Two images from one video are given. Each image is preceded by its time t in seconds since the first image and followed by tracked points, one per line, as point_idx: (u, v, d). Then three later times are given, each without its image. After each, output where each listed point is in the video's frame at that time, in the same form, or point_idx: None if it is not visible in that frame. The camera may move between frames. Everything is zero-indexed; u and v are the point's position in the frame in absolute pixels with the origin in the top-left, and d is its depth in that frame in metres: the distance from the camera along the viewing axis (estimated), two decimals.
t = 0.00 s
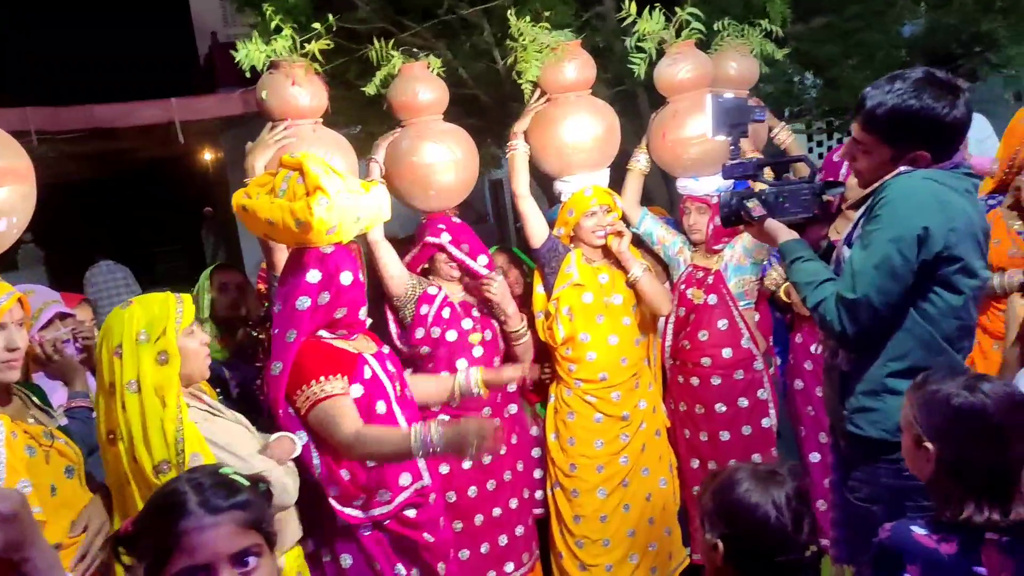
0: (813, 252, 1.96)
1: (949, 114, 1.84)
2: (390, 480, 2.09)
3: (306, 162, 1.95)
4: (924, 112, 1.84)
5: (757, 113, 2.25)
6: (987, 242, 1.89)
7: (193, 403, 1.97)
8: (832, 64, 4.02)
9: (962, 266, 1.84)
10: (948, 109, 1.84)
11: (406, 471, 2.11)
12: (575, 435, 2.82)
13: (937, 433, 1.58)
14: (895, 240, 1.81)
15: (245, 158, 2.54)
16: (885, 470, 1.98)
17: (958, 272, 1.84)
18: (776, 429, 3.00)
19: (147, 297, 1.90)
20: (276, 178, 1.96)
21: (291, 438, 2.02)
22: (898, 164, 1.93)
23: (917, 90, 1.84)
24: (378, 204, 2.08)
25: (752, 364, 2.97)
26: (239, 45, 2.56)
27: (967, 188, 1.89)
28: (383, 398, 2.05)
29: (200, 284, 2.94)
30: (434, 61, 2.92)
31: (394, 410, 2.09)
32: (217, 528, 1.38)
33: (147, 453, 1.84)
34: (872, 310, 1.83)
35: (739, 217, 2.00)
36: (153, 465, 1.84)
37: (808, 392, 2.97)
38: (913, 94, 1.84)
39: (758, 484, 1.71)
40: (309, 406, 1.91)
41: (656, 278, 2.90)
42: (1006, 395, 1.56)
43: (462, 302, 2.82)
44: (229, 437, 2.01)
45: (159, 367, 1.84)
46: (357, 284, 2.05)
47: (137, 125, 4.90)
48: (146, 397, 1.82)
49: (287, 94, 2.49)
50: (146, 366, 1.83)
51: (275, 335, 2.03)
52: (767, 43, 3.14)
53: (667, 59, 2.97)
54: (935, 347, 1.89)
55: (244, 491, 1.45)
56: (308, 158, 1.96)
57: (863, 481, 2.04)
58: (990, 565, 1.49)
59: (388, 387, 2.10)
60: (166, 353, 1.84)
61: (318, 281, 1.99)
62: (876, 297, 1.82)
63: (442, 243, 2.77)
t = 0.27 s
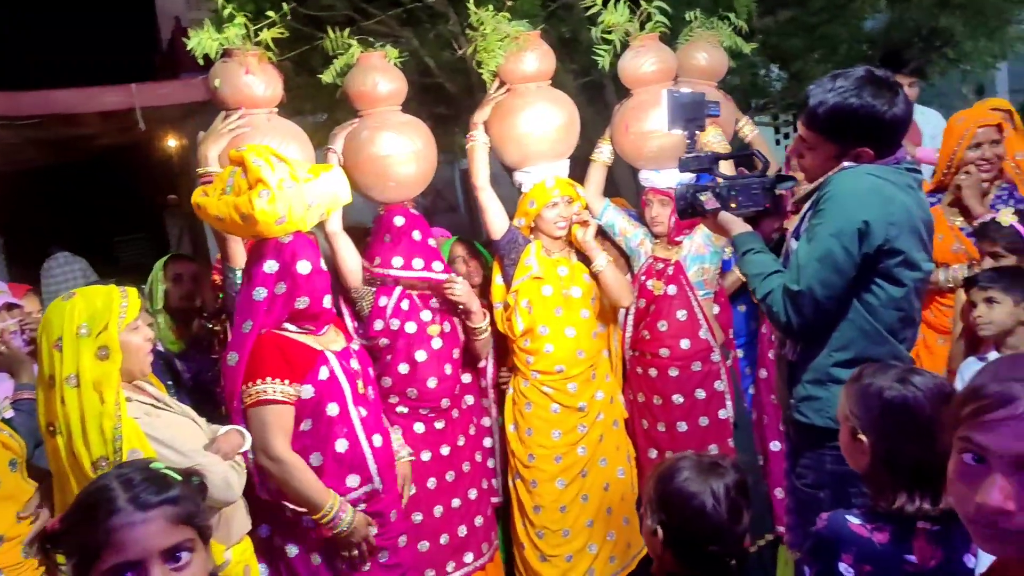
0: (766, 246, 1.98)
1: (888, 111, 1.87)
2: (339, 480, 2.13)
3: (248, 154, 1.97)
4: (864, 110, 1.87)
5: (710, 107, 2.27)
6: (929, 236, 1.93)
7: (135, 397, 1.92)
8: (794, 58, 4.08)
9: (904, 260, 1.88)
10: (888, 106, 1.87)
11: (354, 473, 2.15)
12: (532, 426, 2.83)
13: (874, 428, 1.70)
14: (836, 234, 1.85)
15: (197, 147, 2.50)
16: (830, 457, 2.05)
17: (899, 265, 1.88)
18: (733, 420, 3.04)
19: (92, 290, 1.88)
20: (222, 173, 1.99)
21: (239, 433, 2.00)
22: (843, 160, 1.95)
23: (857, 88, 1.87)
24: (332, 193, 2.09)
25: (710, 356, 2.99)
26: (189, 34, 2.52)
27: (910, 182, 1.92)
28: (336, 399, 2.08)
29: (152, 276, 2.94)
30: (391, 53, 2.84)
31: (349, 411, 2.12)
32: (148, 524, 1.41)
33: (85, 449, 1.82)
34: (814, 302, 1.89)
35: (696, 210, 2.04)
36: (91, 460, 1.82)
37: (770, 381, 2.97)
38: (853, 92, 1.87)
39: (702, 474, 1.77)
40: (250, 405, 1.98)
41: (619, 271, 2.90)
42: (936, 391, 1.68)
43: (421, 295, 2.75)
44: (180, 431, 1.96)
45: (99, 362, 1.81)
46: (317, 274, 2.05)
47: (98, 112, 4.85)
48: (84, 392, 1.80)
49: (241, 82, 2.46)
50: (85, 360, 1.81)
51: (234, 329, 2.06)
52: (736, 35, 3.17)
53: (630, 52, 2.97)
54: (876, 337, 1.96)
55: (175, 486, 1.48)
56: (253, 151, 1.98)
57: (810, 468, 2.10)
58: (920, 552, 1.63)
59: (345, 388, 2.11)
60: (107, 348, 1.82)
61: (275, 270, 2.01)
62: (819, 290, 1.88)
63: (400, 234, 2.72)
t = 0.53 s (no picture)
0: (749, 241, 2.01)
1: (864, 108, 1.89)
2: (311, 475, 2.13)
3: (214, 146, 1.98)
4: (840, 106, 1.88)
5: (695, 101, 2.29)
6: (906, 230, 1.97)
7: (109, 392, 1.92)
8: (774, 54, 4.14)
9: (880, 254, 1.92)
10: (864, 103, 1.89)
11: (327, 468, 2.15)
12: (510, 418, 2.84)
13: (846, 418, 1.72)
14: (815, 229, 1.87)
15: (174, 137, 2.48)
16: (809, 448, 2.08)
17: (875, 259, 1.92)
18: (714, 414, 3.07)
19: (69, 282, 1.85)
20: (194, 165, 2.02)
21: (214, 428, 2.01)
22: (822, 155, 1.97)
23: (834, 84, 1.88)
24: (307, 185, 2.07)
25: (692, 349, 3.01)
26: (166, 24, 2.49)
27: (887, 178, 1.95)
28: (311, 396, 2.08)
29: (130, 267, 2.92)
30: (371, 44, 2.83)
31: (323, 406, 2.13)
32: (126, 515, 1.40)
33: (57, 444, 1.80)
34: (793, 295, 1.92)
35: (678, 202, 2.03)
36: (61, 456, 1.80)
37: (750, 372, 3.12)
38: (830, 88, 1.88)
39: (681, 463, 1.79)
40: (228, 399, 1.96)
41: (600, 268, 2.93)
42: (910, 384, 1.70)
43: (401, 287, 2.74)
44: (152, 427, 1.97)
45: (74, 356, 1.79)
46: (285, 269, 2.01)
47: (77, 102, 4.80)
48: (58, 387, 1.78)
49: (219, 72, 2.44)
50: (60, 354, 1.78)
51: (211, 322, 2.06)
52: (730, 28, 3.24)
53: (617, 45, 2.97)
54: (854, 330, 1.99)
55: (152, 479, 1.48)
56: (223, 142, 1.97)
57: (788, 458, 2.13)
58: (893, 544, 1.68)
59: (320, 383, 2.11)
60: (83, 343, 1.80)
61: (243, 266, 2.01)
62: (797, 284, 1.91)
63: (380, 226, 2.72)
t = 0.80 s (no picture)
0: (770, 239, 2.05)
1: (886, 108, 1.90)
2: (320, 472, 2.14)
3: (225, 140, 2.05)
4: (862, 105, 1.90)
5: (719, 100, 2.34)
6: (926, 230, 1.98)
7: (129, 384, 1.95)
8: (789, 54, 4.13)
9: (898, 254, 1.94)
10: (885, 103, 1.90)
11: (335, 464, 2.16)
12: (518, 414, 2.84)
13: (864, 415, 1.74)
14: (834, 226, 1.89)
15: (190, 130, 2.50)
16: (827, 445, 2.10)
17: (894, 259, 1.94)
18: (724, 411, 3.07)
19: (95, 274, 1.87)
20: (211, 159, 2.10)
21: (229, 422, 1.99)
22: (843, 154, 2.00)
23: (856, 84, 1.90)
24: (315, 184, 2.07)
25: (704, 346, 3.02)
26: (183, 17, 2.51)
27: (908, 178, 1.97)
28: (314, 394, 2.08)
29: (142, 258, 2.93)
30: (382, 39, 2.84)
31: (328, 404, 2.12)
32: (185, 496, 1.41)
33: (75, 436, 1.80)
34: (811, 292, 1.93)
35: (700, 199, 2.03)
36: (80, 449, 1.80)
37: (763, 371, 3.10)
38: (851, 88, 1.90)
39: (703, 461, 1.81)
40: (228, 398, 1.99)
41: (610, 264, 2.96)
42: (929, 383, 1.71)
43: (409, 282, 2.74)
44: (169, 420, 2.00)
45: (100, 349, 1.80)
46: (284, 268, 2.03)
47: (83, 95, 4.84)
48: (80, 379, 1.79)
49: (236, 66, 2.45)
50: (85, 347, 1.80)
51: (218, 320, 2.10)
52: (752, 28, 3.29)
53: (632, 44, 3.00)
54: (872, 328, 2.01)
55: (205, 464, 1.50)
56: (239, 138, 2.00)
57: (807, 456, 2.15)
58: (914, 543, 1.69)
59: (323, 381, 2.10)
60: (109, 336, 1.82)
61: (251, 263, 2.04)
62: (816, 282, 1.92)
63: (388, 223, 2.72)
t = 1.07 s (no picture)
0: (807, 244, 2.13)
1: (926, 117, 1.95)
2: (333, 473, 2.16)
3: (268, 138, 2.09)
4: (902, 114, 1.95)
5: (760, 108, 2.39)
6: (963, 241, 2.01)
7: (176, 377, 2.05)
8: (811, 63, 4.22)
9: (935, 263, 1.97)
10: (925, 112, 1.94)
11: (350, 465, 2.18)
12: (545, 416, 2.88)
13: (897, 419, 1.78)
14: (868, 233, 1.95)
15: (233, 127, 2.60)
16: (859, 451, 2.12)
17: (930, 267, 1.97)
18: (748, 416, 3.09)
19: (148, 269, 1.92)
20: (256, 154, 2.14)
21: (267, 416, 2.03)
22: (882, 162, 2.05)
23: (895, 93, 1.95)
24: (353, 189, 2.08)
25: (729, 352, 3.05)
26: (229, 20, 2.59)
27: (947, 189, 2.00)
28: (333, 396, 2.12)
29: (180, 253, 3.03)
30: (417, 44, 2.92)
31: (349, 405, 2.16)
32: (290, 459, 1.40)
33: (126, 427, 1.87)
34: (845, 298, 1.98)
35: (738, 205, 2.13)
36: (129, 440, 1.86)
37: (791, 377, 3.14)
38: (890, 97, 1.95)
39: (736, 462, 1.84)
40: (251, 396, 2.07)
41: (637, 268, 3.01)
42: (964, 392, 1.76)
43: (437, 282, 2.80)
44: (210, 413, 2.06)
45: (153, 344, 1.87)
46: (312, 270, 2.05)
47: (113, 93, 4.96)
48: (133, 372, 1.85)
49: (277, 67, 2.55)
50: (139, 341, 1.86)
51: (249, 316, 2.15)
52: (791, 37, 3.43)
53: (663, 50, 3.04)
54: (906, 335, 2.03)
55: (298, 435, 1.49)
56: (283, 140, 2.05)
57: (838, 461, 2.17)
58: (947, 549, 1.71)
59: (344, 383, 2.15)
60: (161, 331, 1.88)
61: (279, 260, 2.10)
62: (850, 288, 1.97)
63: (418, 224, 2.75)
